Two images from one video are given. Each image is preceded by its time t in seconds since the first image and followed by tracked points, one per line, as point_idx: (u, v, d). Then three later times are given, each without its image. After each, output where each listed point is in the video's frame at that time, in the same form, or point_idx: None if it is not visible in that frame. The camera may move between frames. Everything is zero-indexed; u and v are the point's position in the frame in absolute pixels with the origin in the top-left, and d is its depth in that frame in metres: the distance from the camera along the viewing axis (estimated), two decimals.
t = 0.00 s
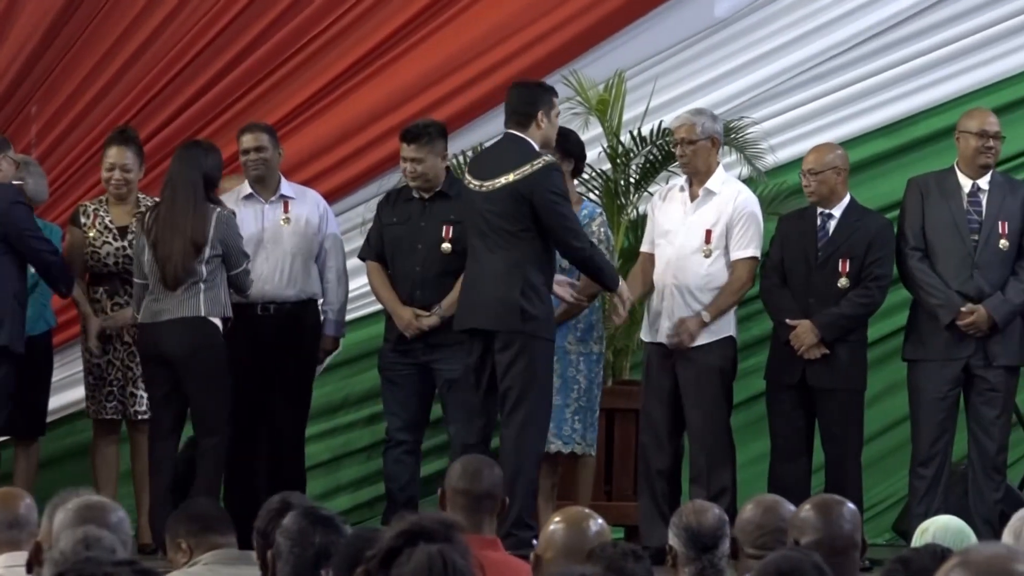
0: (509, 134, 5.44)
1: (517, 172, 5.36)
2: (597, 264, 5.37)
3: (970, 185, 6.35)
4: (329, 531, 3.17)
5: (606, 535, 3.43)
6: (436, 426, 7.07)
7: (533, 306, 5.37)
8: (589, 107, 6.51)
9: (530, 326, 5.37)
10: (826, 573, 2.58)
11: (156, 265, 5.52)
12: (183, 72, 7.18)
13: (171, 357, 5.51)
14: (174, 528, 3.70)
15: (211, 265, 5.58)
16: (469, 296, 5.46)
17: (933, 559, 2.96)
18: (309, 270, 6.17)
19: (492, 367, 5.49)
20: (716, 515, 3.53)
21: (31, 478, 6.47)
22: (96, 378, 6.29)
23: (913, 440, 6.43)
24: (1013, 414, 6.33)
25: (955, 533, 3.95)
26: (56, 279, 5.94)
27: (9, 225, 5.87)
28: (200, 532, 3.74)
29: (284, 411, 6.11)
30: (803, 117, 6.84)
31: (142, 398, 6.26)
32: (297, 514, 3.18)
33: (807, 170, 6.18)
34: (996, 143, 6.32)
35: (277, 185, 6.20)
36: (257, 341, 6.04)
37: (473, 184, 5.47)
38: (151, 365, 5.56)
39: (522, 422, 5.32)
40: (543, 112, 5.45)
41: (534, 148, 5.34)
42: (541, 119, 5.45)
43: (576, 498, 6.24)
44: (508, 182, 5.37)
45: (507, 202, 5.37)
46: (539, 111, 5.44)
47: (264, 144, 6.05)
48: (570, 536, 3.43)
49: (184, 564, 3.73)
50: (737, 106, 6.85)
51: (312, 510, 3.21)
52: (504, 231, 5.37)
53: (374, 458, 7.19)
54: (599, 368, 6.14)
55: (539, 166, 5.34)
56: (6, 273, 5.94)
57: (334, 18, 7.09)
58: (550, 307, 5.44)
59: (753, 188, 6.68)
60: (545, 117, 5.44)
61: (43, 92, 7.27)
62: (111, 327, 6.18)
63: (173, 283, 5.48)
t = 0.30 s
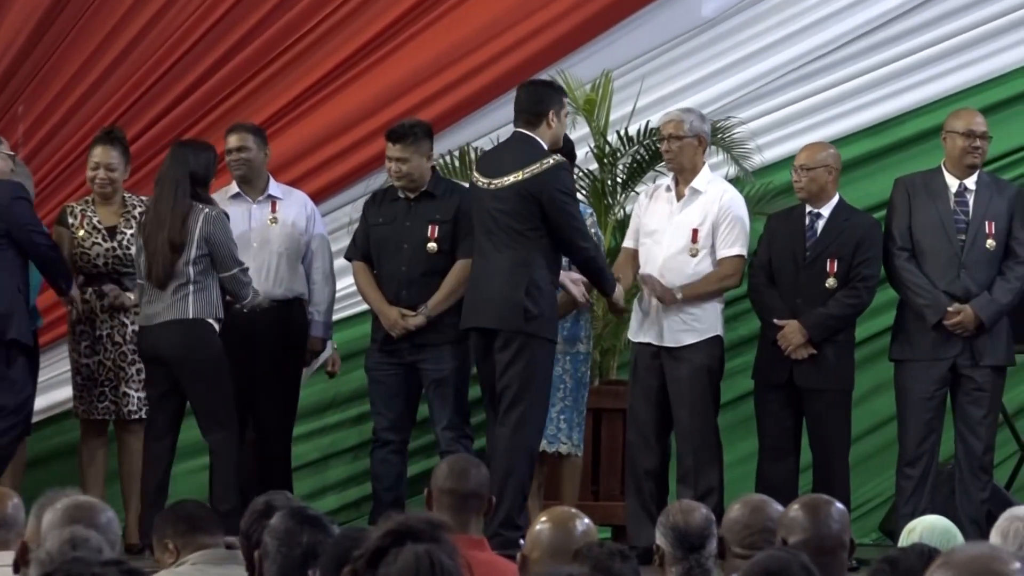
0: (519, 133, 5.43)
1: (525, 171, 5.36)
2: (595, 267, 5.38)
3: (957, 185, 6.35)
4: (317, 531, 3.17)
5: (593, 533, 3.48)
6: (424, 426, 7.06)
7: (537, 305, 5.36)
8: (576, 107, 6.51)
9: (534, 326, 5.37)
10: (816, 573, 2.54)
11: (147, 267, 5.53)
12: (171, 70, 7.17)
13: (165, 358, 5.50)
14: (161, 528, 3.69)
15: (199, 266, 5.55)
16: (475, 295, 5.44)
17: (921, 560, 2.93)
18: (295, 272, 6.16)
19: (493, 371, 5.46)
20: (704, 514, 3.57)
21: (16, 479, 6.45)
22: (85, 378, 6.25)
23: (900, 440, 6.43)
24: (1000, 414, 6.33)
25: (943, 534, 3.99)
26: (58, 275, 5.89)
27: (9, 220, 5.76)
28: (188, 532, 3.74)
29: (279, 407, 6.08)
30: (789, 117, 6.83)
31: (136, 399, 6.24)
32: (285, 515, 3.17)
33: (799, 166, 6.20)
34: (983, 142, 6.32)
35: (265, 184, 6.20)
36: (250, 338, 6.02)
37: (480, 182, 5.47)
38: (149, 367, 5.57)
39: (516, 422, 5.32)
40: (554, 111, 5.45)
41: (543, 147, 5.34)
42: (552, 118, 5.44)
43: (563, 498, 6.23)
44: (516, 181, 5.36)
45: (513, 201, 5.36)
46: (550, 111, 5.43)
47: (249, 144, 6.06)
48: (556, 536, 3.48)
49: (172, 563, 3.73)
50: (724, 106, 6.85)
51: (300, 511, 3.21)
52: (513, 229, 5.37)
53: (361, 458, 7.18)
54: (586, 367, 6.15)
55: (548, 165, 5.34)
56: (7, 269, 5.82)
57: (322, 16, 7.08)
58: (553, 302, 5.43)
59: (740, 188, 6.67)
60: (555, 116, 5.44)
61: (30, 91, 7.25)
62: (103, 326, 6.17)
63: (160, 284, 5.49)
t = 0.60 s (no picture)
0: (511, 132, 5.41)
1: (514, 171, 5.36)
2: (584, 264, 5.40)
3: (938, 185, 6.35)
4: (297, 527, 3.13)
5: (574, 534, 3.46)
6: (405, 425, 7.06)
7: (530, 304, 5.37)
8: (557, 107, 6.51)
9: (527, 326, 5.37)
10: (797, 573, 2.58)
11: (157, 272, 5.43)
12: (154, 69, 7.17)
13: (174, 358, 5.40)
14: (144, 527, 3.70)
15: (210, 271, 5.42)
16: (472, 296, 5.45)
17: (903, 558, 2.94)
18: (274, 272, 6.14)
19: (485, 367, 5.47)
20: (684, 514, 3.52)
21: None
22: (65, 379, 6.20)
23: (881, 439, 6.43)
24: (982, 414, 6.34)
25: (924, 533, 4.02)
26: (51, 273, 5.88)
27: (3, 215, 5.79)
28: (172, 531, 3.75)
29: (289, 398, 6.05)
30: (770, 117, 6.84)
31: (119, 399, 6.23)
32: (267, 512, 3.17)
33: (785, 165, 6.16)
34: (964, 142, 6.33)
35: (244, 184, 6.15)
36: (254, 335, 5.92)
37: (473, 185, 5.48)
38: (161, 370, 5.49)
39: (510, 418, 5.32)
40: (548, 113, 5.45)
41: (532, 145, 5.34)
42: (546, 120, 5.44)
43: (544, 498, 6.23)
44: (506, 182, 5.37)
45: (504, 202, 5.36)
46: (545, 113, 5.43)
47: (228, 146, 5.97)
48: (537, 536, 3.47)
49: (155, 562, 3.76)
50: (705, 106, 6.86)
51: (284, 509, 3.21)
52: (505, 231, 5.38)
53: (343, 458, 7.18)
54: (567, 367, 6.15)
55: (536, 163, 5.34)
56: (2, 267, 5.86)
57: (305, 15, 7.07)
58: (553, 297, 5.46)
59: (721, 188, 6.67)
60: (549, 118, 5.43)
61: (13, 90, 7.24)
62: (86, 326, 6.13)
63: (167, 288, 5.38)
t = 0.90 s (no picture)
0: (497, 134, 5.40)
1: (501, 171, 5.34)
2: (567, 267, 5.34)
3: (915, 185, 6.35)
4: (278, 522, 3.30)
5: (551, 534, 3.46)
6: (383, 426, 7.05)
7: (511, 304, 5.36)
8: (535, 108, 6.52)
9: (508, 325, 5.36)
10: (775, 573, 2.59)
11: (187, 265, 5.52)
12: (132, 68, 7.15)
13: (204, 355, 5.52)
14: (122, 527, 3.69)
15: (243, 266, 5.52)
16: (453, 297, 5.43)
17: (879, 558, 3.02)
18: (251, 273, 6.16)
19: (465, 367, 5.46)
20: (662, 514, 3.60)
21: None
22: (43, 379, 6.15)
23: (859, 439, 6.43)
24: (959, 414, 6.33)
25: (902, 533, 4.06)
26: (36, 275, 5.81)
27: None
28: (150, 531, 3.74)
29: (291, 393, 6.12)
30: (747, 117, 6.83)
31: (95, 399, 6.17)
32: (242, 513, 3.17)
33: (763, 166, 6.14)
34: (942, 142, 6.32)
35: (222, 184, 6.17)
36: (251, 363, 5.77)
37: (457, 184, 5.48)
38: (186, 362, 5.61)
39: (489, 418, 5.31)
40: (533, 114, 5.43)
41: (517, 146, 5.32)
42: (530, 121, 5.42)
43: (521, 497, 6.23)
44: (493, 181, 5.35)
45: (488, 202, 5.36)
46: (529, 113, 5.41)
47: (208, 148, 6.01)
48: (514, 536, 3.46)
49: (133, 562, 3.76)
50: (682, 106, 6.85)
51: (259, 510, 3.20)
52: (487, 230, 5.37)
53: (320, 457, 7.17)
54: (545, 367, 6.19)
55: (520, 164, 5.31)
56: None
57: (283, 15, 7.06)
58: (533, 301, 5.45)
59: (698, 188, 6.67)
60: (534, 119, 5.42)
61: None
62: (65, 325, 6.11)
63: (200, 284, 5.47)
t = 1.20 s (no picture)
0: (484, 135, 5.40)
1: (487, 172, 5.34)
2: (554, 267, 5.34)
3: (902, 185, 6.37)
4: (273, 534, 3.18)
5: (539, 535, 3.41)
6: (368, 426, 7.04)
7: (499, 305, 5.35)
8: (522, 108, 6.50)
9: (497, 325, 5.35)
10: (759, 573, 2.64)
11: (200, 262, 5.57)
12: (118, 67, 7.14)
13: (213, 354, 5.55)
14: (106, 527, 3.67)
15: (255, 264, 5.60)
16: (443, 298, 5.42)
17: (865, 559, 3.05)
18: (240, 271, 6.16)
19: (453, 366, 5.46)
20: (649, 514, 3.56)
21: None
22: (28, 379, 6.14)
23: (844, 439, 6.43)
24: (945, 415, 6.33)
25: (887, 532, 4.06)
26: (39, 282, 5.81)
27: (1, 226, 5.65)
28: (134, 531, 3.72)
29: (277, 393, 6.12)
30: (733, 117, 6.84)
31: (81, 399, 6.16)
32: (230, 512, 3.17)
33: (746, 168, 6.14)
34: (927, 143, 6.33)
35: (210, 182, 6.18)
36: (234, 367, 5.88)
37: (445, 186, 5.47)
38: (193, 362, 5.63)
39: (475, 419, 5.31)
40: (519, 115, 5.42)
41: (503, 146, 5.32)
42: (515, 121, 5.41)
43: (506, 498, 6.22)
44: (479, 182, 5.35)
45: (474, 203, 5.35)
46: (515, 113, 5.41)
47: (199, 145, 5.99)
48: (500, 536, 3.42)
49: (117, 562, 3.75)
50: (669, 106, 6.85)
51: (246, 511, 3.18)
52: (474, 231, 5.36)
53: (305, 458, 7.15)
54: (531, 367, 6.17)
55: (507, 164, 5.31)
56: None
57: (269, 15, 7.06)
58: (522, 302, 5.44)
59: (684, 188, 6.68)
60: (520, 119, 5.41)
61: None
62: (49, 324, 6.09)
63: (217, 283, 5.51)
